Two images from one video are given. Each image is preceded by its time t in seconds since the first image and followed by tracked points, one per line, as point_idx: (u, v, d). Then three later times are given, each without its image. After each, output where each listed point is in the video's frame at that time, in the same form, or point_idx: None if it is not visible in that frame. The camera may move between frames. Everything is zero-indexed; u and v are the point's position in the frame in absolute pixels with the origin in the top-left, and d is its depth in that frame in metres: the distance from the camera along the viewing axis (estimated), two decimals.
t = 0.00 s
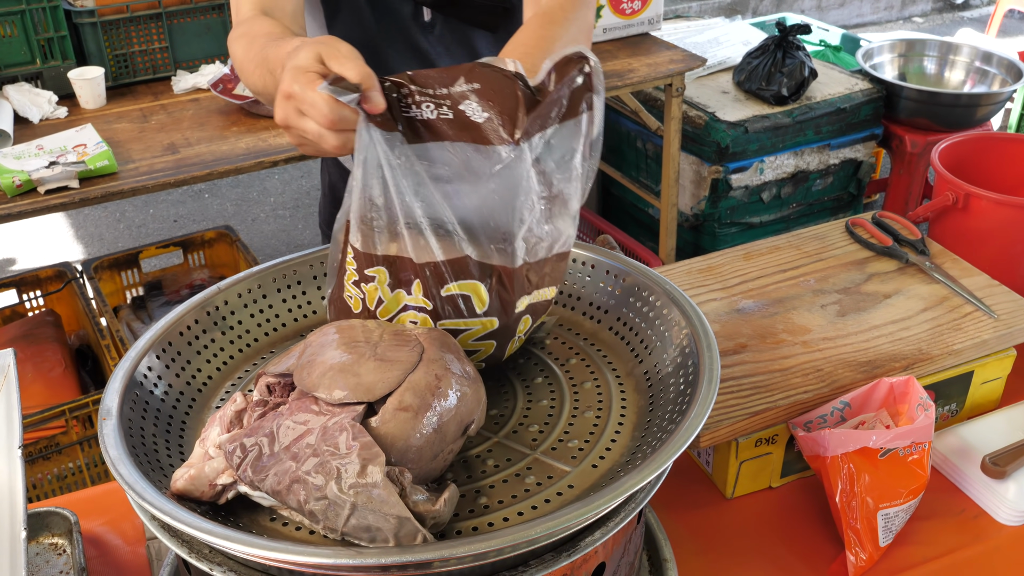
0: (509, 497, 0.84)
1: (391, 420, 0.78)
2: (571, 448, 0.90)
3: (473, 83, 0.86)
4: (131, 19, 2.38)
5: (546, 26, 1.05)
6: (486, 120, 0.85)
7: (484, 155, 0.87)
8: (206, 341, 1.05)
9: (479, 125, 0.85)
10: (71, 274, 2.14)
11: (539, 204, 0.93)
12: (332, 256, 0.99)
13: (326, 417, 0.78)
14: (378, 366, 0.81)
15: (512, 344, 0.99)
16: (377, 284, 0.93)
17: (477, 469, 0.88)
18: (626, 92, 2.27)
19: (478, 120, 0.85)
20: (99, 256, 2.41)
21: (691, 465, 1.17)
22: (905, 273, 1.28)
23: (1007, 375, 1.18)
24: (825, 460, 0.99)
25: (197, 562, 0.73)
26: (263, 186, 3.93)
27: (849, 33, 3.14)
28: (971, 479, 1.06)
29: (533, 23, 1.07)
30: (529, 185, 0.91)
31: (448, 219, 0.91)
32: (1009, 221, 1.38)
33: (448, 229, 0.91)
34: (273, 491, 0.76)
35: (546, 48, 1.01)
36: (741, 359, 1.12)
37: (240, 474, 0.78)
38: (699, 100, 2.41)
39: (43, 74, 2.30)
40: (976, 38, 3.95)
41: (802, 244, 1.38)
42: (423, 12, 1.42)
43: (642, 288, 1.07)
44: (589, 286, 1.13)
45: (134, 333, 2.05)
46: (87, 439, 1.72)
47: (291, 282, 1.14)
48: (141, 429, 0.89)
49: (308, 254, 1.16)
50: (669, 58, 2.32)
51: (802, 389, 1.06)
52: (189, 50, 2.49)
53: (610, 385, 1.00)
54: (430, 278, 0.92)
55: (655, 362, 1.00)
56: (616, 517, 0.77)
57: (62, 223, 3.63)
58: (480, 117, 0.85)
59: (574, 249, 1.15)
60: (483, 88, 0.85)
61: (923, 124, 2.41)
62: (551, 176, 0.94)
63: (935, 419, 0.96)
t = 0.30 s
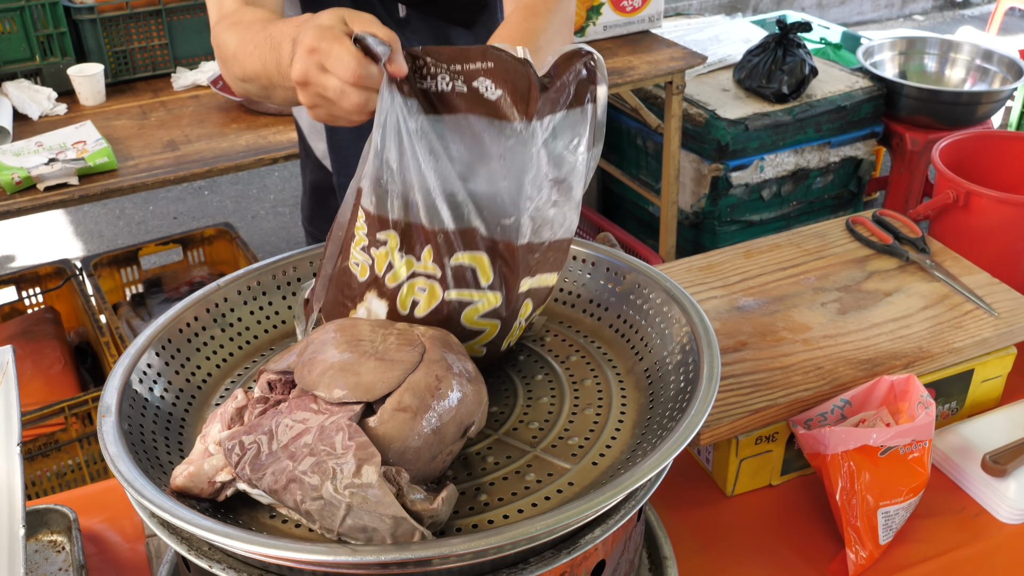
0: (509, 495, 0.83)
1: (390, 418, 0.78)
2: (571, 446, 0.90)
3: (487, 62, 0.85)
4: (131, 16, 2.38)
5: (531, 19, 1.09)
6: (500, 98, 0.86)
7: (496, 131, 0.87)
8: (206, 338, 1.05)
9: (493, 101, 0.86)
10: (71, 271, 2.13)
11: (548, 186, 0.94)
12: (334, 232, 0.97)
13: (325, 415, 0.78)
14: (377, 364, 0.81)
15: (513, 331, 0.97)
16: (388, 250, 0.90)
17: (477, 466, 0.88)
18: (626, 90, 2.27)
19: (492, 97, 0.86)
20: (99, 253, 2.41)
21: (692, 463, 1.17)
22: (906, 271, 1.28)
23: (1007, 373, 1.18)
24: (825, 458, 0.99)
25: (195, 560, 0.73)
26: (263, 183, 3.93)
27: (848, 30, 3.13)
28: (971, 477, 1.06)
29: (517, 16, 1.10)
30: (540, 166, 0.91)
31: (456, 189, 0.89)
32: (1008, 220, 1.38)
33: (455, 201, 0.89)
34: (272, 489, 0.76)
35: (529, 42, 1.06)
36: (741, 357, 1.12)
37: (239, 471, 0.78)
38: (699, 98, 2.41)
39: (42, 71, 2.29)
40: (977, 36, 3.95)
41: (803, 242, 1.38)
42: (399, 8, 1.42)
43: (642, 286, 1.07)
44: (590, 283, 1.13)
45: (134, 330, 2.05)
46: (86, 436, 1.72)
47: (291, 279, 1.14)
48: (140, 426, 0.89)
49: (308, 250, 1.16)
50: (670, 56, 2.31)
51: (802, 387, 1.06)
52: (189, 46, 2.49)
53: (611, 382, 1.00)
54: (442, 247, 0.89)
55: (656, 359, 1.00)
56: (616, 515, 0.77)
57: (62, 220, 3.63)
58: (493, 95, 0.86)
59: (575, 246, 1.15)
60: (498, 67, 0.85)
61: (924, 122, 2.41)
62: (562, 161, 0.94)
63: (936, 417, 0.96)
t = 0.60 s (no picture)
0: (510, 494, 0.84)
1: (390, 417, 0.78)
2: (572, 445, 0.90)
3: (489, 59, 0.80)
4: (131, 13, 2.37)
5: (512, 4, 1.10)
6: (505, 100, 0.81)
7: (506, 127, 0.83)
8: (207, 337, 1.05)
9: (500, 104, 0.81)
10: (70, 269, 2.13)
11: (553, 179, 0.90)
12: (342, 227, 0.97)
13: (326, 414, 0.78)
14: (378, 363, 0.81)
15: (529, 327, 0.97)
16: (402, 256, 0.89)
17: (479, 465, 0.88)
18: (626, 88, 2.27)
19: (496, 97, 0.81)
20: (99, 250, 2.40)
21: (692, 461, 1.17)
22: (905, 270, 1.28)
23: (1007, 372, 1.19)
24: (825, 457, 0.99)
25: (196, 558, 0.73)
26: (262, 181, 3.92)
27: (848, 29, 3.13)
28: (971, 475, 1.06)
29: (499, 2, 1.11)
30: (544, 160, 0.88)
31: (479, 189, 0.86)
32: (1007, 218, 1.38)
33: (478, 204, 0.87)
34: (273, 487, 0.76)
35: (513, 27, 1.08)
36: (741, 355, 1.12)
37: (240, 469, 0.78)
38: (699, 96, 2.41)
39: (42, 68, 2.29)
40: (975, 35, 3.96)
41: (803, 240, 1.38)
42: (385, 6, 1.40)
43: (642, 286, 1.07)
44: (591, 283, 1.13)
45: (134, 327, 2.05)
46: (86, 433, 1.72)
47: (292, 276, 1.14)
48: (142, 424, 0.89)
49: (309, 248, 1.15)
50: (670, 54, 2.31)
51: (802, 385, 1.06)
52: (188, 44, 2.48)
53: (611, 381, 1.00)
54: (458, 246, 0.88)
55: (656, 359, 1.00)
56: (617, 514, 0.77)
57: (61, 218, 3.63)
58: (497, 94, 0.81)
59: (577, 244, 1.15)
60: (499, 64, 0.80)
61: (923, 120, 2.41)
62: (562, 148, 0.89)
63: (935, 416, 0.97)
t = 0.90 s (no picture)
0: (512, 490, 0.84)
1: (391, 415, 0.78)
2: (574, 440, 0.90)
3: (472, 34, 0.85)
4: (130, 11, 2.37)
5: None
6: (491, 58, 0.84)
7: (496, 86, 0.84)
8: (209, 332, 1.05)
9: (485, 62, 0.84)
10: (70, 266, 2.13)
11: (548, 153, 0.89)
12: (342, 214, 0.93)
13: (328, 411, 0.78)
14: (378, 360, 0.81)
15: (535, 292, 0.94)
16: (401, 224, 0.86)
17: (480, 460, 0.88)
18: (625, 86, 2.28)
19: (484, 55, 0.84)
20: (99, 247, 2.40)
21: (692, 458, 1.17)
22: (905, 267, 1.28)
23: (1006, 369, 1.19)
24: (824, 454, 0.99)
25: (198, 555, 0.73)
26: (262, 178, 3.92)
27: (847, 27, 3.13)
28: (971, 473, 1.07)
29: None
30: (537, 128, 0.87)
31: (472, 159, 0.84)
32: (1007, 216, 1.38)
33: (478, 167, 0.84)
34: (275, 484, 0.76)
35: (512, 23, 1.10)
36: (742, 352, 1.12)
37: (243, 465, 0.78)
38: (699, 94, 2.41)
39: (42, 66, 2.29)
40: (974, 33, 3.95)
41: (803, 237, 1.38)
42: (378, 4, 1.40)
43: (643, 281, 1.07)
44: (592, 277, 1.13)
45: (134, 325, 2.05)
46: (86, 430, 1.72)
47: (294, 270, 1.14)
48: (145, 420, 0.89)
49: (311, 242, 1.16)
50: (670, 52, 2.31)
51: (802, 382, 1.06)
52: (188, 41, 2.48)
53: (613, 375, 1.00)
54: (453, 206, 0.84)
55: (658, 353, 1.00)
56: (618, 511, 0.77)
57: (60, 215, 3.63)
58: (485, 54, 0.84)
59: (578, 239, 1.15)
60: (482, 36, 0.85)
61: (922, 118, 2.41)
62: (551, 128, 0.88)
63: (934, 413, 0.97)
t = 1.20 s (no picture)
0: (514, 486, 0.84)
1: (391, 412, 0.78)
2: (575, 436, 0.90)
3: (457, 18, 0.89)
4: (132, 10, 2.37)
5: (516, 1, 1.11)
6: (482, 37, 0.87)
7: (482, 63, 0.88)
8: (212, 329, 1.05)
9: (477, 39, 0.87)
10: (71, 265, 2.13)
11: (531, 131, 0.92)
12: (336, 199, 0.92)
13: (328, 407, 0.78)
14: (379, 357, 0.81)
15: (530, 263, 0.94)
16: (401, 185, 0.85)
17: (482, 457, 0.88)
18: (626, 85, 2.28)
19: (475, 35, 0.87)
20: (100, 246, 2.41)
21: (692, 456, 1.17)
22: (905, 266, 1.29)
23: (1007, 368, 1.19)
24: (825, 451, 0.99)
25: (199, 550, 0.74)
26: (263, 178, 3.93)
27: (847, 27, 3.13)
28: (971, 471, 1.07)
29: None
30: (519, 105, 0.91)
31: (454, 133, 0.86)
32: (1007, 215, 1.39)
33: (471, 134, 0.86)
34: (275, 480, 0.77)
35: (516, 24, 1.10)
36: (742, 351, 1.12)
37: (243, 461, 0.78)
38: (699, 94, 2.41)
39: (44, 65, 2.29)
40: (974, 34, 3.96)
41: (803, 237, 1.39)
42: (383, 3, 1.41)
43: (643, 277, 1.07)
44: (592, 273, 1.13)
45: (134, 324, 2.05)
46: (86, 429, 1.72)
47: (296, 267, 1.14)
48: (147, 416, 0.90)
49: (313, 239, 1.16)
50: (670, 51, 2.31)
51: (803, 380, 1.06)
52: (189, 41, 2.49)
53: (614, 371, 1.00)
54: (450, 171, 0.85)
55: (658, 349, 1.00)
56: (618, 507, 0.77)
57: (61, 215, 3.63)
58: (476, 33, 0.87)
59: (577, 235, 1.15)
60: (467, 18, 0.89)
61: (922, 118, 2.42)
62: (529, 113, 0.92)
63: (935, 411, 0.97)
